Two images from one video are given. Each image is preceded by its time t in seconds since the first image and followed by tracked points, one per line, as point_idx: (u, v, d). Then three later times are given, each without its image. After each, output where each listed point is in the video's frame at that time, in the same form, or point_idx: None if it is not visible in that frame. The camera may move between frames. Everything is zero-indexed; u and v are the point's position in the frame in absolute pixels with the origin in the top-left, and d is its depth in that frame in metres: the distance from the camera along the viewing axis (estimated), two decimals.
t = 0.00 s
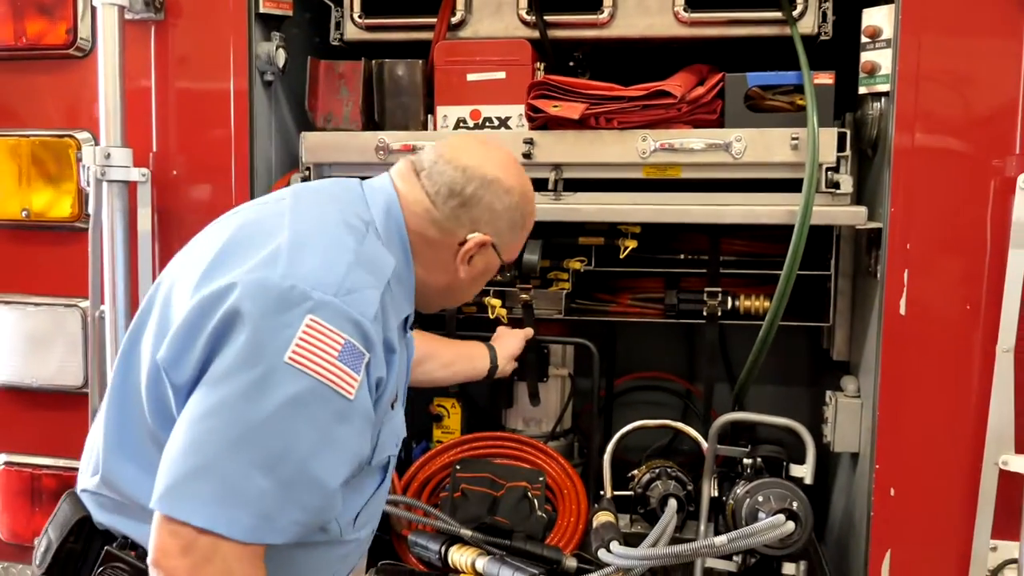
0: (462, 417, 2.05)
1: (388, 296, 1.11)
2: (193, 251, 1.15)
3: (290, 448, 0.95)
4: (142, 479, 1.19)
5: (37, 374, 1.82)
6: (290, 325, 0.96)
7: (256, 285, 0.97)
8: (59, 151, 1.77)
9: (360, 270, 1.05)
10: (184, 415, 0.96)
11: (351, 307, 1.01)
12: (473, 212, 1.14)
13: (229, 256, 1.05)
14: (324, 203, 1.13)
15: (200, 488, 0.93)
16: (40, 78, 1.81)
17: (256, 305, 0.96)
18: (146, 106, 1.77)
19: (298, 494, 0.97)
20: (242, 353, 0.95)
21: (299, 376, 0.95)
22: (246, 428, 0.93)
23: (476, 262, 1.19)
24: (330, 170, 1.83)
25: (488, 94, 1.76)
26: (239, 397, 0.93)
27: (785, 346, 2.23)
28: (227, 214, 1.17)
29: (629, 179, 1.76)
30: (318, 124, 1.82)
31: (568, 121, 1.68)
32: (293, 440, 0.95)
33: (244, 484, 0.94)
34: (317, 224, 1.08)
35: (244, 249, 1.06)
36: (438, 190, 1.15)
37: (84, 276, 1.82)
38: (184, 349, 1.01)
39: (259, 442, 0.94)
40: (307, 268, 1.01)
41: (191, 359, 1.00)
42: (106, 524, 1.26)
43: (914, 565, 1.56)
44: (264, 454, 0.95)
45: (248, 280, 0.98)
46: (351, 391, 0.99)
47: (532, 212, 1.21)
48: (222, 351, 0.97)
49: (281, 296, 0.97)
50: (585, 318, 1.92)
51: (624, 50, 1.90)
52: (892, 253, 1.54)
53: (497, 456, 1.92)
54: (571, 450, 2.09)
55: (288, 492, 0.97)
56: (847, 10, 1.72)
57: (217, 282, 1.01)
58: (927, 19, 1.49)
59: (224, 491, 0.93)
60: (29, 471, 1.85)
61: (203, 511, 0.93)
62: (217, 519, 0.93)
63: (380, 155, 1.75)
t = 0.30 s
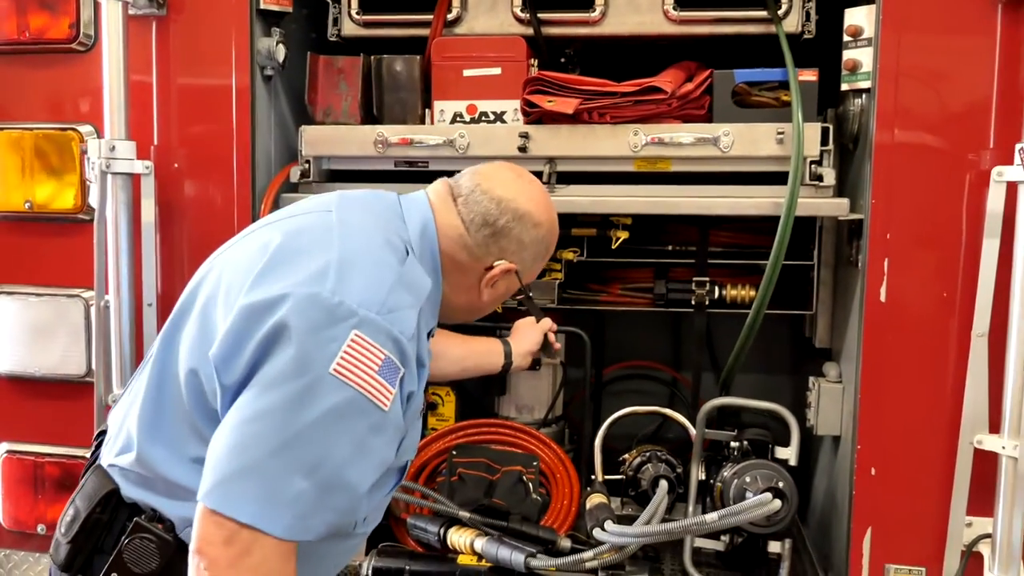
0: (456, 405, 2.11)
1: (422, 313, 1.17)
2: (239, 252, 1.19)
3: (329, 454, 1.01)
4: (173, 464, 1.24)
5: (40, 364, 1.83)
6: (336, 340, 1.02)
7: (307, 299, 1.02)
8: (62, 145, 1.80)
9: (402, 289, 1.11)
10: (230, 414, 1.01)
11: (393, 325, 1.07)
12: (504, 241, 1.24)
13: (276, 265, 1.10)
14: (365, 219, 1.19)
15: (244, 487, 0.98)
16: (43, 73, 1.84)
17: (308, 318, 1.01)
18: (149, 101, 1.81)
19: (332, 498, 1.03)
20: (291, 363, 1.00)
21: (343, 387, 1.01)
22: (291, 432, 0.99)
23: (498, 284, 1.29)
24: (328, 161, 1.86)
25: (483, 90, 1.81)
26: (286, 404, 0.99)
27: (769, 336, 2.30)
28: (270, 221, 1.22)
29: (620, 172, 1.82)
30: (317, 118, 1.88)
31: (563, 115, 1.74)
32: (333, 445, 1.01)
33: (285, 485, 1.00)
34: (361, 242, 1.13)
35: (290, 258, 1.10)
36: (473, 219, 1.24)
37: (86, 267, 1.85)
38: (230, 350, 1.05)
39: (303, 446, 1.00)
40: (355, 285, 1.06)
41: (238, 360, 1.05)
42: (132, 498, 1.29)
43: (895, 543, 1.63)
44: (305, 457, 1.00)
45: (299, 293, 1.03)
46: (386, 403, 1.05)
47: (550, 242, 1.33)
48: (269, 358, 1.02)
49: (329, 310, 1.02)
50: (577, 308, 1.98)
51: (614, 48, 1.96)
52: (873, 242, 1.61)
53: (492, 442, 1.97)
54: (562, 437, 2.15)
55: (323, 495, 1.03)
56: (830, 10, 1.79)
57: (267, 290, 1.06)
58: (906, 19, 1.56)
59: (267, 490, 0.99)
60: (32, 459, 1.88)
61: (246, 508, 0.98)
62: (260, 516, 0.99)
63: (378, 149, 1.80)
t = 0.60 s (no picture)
0: (446, 391, 2.15)
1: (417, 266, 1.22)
2: (234, 227, 1.22)
3: (347, 409, 1.06)
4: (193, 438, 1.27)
5: (35, 352, 1.84)
6: (339, 300, 1.06)
7: (306, 265, 1.06)
8: (56, 134, 1.82)
9: (395, 245, 1.15)
10: (247, 387, 1.05)
11: (392, 279, 1.12)
12: (483, 189, 1.27)
13: (273, 236, 1.13)
14: (351, 184, 1.22)
15: (272, 453, 1.02)
16: (37, 63, 1.85)
17: (311, 282, 1.05)
18: (143, 93, 1.82)
19: (356, 450, 1.08)
20: (299, 329, 1.04)
21: (353, 345, 1.05)
22: (310, 394, 1.03)
23: (482, 232, 1.31)
24: (319, 153, 1.88)
25: (474, 81, 1.85)
26: (300, 367, 1.03)
27: (750, 324, 2.36)
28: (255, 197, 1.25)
29: (608, 162, 1.87)
30: (310, 109, 1.91)
31: (552, 107, 1.78)
32: (351, 400, 1.06)
33: (312, 442, 1.04)
34: (352, 206, 1.17)
35: (287, 228, 1.14)
36: (451, 170, 1.26)
37: (81, 256, 1.86)
38: (238, 323, 1.09)
39: (322, 405, 1.04)
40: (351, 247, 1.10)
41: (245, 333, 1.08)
42: (158, 475, 1.31)
43: (875, 520, 1.69)
44: (328, 414, 1.05)
45: (299, 261, 1.06)
46: (396, 354, 1.10)
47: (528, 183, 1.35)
48: (277, 328, 1.05)
49: (330, 273, 1.06)
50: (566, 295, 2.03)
51: (601, 41, 2.00)
52: (853, 229, 1.66)
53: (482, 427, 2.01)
54: (549, 422, 2.19)
55: (348, 449, 1.07)
56: (811, 5, 1.85)
57: (267, 261, 1.09)
58: (884, 15, 1.62)
59: (296, 449, 1.03)
60: (27, 446, 1.88)
61: (279, 469, 1.02)
62: (295, 474, 1.03)
63: (371, 139, 1.84)
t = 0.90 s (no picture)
0: (436, 378, 2.18)
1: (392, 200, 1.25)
2: (210, 204, 1.23)
3: (363, 349, 1.10)
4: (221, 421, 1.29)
5: (28, 340, 1.86)
6: (331, 246, 1.09)
7: (291, 221, 1.08)
8: (50, 124, 1.84)
9: (367, 185, 1.18)
10: (261, 356, 1.08)
11: (374, 217, 1.15)
12: (427, 101, 1.33)
13: (251, 201, 1.14)
14: (313, 137, 1.24)
15: (304, 408, 1.06)
16: (27, 54, 1.87)
17: (302, 236, 1.07)
18: (135, 86, 1.84)
19: (380, 386, 1.12)
20: (298, 285, 1.07)
21: (354, 288, 1.09)
22: (325, 345, 1.07)
23: (436, 145, 1.38)
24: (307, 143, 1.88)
25: (463, 73, 1.88)
26: (307, 322, 1.06)
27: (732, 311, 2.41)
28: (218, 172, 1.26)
29: (595, 152, 1.91)
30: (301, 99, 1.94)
31: (540, 98, 1.82)
32: (365, 340, 1.10)
33: (337, 388, 1.08)
34: (319, 158, 1.19)
35: (262, 190, 1.15)
36: (392, 92, 1.32)
37: (75, 245, 1.88)
38: (240, 299, 1.10)
39: (339, 352, 1.08)
40: (325, 195, 1.12)
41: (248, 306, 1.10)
42: (202, 469, 1.34)
43: (853, 498, 1.74)
44: (347, 358, 1.09)
45: (283, 219, 1.08)
46: (394, 287, 1.13)
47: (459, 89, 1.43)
48: (276, 289, 1.08)
49: (316, 223, 1.08)
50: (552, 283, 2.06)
51: (587, 33, 2.04)
52: (833, 218, 1.72)
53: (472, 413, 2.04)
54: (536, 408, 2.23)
55: (371, 387, 1.12)
56: None
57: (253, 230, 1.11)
58: (862, 9, 1.67)
59: (325, 398, 1.07)
60: (22, 434, 1.89)
61: (315, 420, 1.06)
62: (331, 422, 1.07)
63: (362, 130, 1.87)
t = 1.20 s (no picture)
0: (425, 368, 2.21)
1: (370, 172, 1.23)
2: (188, 213, 1.18)
3: (379, 336, 1.07)
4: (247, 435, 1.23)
5: (20, 332, 1.88)
6: (327, 235, 1.05)
7: (282, 218, 1.04)
8: (39, 119, 1.84)
9: (346, 164, 1.14)
10: (280, 364, 1.05)
11: (363, 196, 1.12)
12: (371, 51, 1.25)
13: (234, 204, 1.09)
14: (279, 121, 1.19)
15: (335, 407, 1.04)
16: (15, 48, 1.88)
17: (296, 233, 1.04)
18: (125, 81, 1.86)
19: (403, 367, 1.11)
20: (302, 283, 1.04)
21: (359, 274, 1.06)
22: (342, 340, 1.04)
23: (389, 96, 1.32)
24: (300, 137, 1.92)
25: (450, 68, 1.90)
26: (319, 319, 1.03)
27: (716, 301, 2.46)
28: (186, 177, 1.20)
29: (581, 146, 1.93)
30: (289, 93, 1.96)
31: (527, 92, 1.85)
32: (381, 324, 1.08)
33: (364, 382, 1.06)
34: (292, 145, 1.14)
35: (242, 191, 1.10)
36: (335, 49, 1.24)
37: (66, 238, 1.89)
38: (248, 311, 1.06)
39: (357, 344, 1.05)
40: (308, 183, 1.08)
41: (256, 316, 1.06)
42: (240, 480, 1.29)
43: (833, 484, 1.78)
44: (366, 349, 1.06)
45: (274, 217, 1.04)
46: (398, 265, 1.11)
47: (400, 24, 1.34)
48: (281, 292, 1.04)
49: (308, 215, 1.05)
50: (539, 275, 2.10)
51: (572, 28, 2.06)
52: (813, 211, 1.75)
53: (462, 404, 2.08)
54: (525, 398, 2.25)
55: (394, 371, 1.10)
56: None
57: (246, 236, 1.07)
58: (843, 4, 1.70)
59: (355, 395, 1.05)
60: (13, 426, 1.90)
61: (352, 418, 1.04)
62: (366, 417, 1.05)
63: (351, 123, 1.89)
